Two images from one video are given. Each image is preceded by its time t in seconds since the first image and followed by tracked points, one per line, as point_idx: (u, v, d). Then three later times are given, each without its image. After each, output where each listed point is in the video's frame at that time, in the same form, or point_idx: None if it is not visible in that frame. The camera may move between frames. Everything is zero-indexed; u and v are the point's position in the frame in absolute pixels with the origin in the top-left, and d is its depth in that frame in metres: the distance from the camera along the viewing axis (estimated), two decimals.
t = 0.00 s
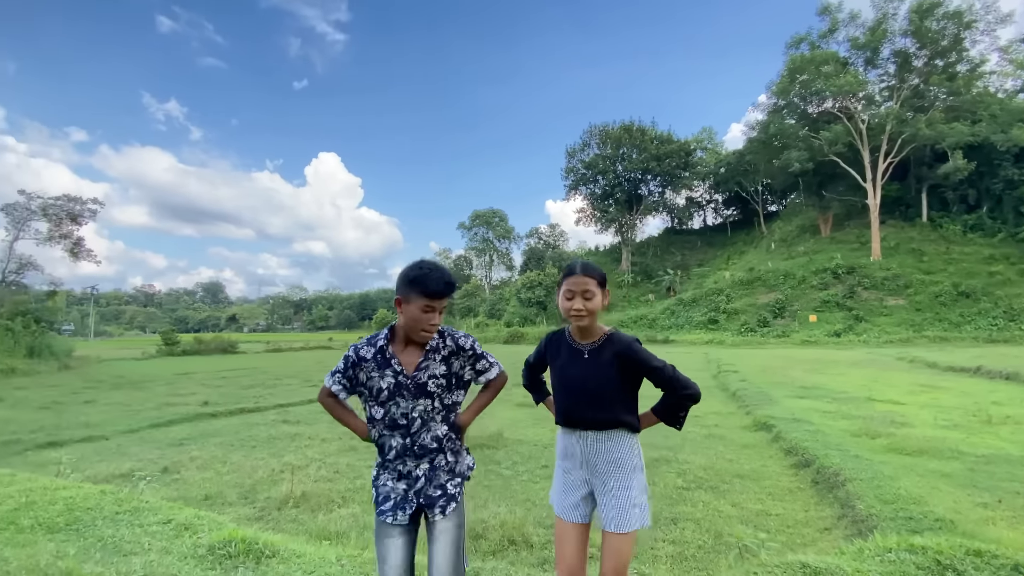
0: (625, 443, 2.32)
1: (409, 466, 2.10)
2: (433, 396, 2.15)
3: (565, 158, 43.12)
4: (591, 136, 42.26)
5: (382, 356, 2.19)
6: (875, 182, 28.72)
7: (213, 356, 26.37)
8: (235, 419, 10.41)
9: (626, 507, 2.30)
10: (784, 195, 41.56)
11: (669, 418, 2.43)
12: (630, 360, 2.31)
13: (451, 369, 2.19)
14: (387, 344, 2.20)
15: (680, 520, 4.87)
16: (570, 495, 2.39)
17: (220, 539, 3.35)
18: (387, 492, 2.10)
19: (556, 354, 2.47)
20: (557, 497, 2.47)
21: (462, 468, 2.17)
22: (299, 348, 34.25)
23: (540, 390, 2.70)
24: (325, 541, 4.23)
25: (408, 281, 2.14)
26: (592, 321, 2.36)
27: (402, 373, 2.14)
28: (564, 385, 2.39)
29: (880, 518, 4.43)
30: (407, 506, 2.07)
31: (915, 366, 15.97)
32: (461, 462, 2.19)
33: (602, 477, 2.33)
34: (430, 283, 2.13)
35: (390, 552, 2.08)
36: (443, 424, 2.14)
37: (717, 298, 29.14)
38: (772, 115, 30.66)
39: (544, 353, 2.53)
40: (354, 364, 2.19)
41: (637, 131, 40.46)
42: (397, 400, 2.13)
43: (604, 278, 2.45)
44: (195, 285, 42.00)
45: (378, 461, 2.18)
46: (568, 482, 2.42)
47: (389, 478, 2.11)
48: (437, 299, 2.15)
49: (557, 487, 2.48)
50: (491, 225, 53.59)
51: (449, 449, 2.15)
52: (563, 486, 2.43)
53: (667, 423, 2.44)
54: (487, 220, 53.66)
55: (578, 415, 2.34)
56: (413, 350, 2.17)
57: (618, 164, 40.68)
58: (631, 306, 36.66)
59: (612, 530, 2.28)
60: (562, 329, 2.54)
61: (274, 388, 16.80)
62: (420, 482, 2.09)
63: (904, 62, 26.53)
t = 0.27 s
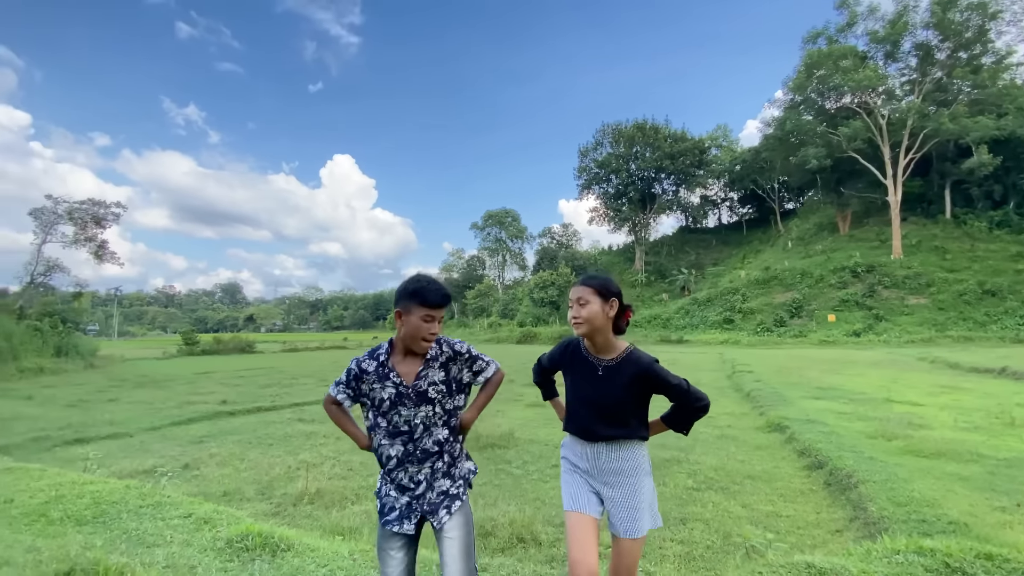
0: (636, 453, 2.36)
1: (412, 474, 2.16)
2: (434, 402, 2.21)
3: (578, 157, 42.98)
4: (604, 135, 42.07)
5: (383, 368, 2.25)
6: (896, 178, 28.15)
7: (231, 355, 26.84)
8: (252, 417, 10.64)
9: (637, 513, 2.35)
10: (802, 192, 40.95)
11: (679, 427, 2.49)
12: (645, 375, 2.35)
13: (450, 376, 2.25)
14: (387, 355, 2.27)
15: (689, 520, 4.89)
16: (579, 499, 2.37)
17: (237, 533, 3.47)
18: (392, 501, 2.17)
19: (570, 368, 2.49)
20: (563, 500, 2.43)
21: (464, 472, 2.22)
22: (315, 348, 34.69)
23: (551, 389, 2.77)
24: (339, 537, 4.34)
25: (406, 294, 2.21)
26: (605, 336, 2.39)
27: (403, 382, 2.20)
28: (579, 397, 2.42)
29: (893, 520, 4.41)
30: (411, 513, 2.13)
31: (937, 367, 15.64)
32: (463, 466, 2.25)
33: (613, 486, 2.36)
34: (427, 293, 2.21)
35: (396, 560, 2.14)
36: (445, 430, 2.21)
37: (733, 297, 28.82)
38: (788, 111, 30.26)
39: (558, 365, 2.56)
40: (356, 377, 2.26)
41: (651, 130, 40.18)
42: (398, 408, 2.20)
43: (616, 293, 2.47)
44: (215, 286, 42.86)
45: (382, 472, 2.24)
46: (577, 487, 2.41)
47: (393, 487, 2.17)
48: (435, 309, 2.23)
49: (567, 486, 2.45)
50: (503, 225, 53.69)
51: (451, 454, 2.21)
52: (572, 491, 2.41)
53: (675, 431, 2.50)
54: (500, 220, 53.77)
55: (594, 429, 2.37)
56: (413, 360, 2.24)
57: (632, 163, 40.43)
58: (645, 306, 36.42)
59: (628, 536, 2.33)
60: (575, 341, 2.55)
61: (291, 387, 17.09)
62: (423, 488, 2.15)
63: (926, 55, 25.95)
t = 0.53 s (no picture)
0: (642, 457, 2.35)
1: (418, 479, 2.17)
2: (438, 407, 2.22)
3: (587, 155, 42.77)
4: (614, 133, 41.83)
5: (386, 374, 2.26)
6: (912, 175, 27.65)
7: (244, 354, 27.14)
8: (264, 415, 10.76)
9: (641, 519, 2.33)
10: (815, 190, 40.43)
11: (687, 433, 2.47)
12: (658, 374, 2.33)
13: (453, 381, 2.26)
14: (389, 362, 2.27)
15: (698, 521, 4.85)
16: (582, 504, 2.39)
17: (248, 530, 3.52)
18: (399, 507, 2.16)
19: (580, 365, 2.47)
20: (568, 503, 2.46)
21: (470, 477, 2.23)
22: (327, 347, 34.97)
23: (553, 393, 2.75)
24: (348, 535, 4.38)
25: (407, 300, 2.23)
26: (618, 334, 2.38)
27: (407, 387, 2.21)
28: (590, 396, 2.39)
29: (907, 523, 4.35)
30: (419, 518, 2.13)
31: (955, 367, 15.36)
32: (469, 470, 2.26)
33: (617, 491, 2.35)
34: (427, 299, 2.22)
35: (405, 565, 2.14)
36: (449, 434, 2.22)
37: (745, 296, 28.54)
38: (802, 108, 29.87)
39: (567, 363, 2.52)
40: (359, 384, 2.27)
41: (661, 127, 39.89)
42: (403, 413, 2.21)
43: (630, 292, 2.47)
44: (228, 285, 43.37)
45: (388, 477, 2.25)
46: (581, 491, 2.43)
47: (400, 492, 2.18)
48: (435, 314, 2.24)
49: (570, 492, 2.47)
50: (513, 224, 53.68)
51: (457, 457, 2.22)
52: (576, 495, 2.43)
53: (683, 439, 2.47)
54: (509, 219, 53.76)
55: (605, 427, 2.34)
56: (415, 365, 2.25)
57: (642, 161, 40.14)
58: (655, 305, 36.20)
59: (632, 540, 2.32)
60: (585, 340, 2.54)
61: (302, 386, 17.26)
62: (430, 493, 2.15)
63: (944, 49, 25.46)
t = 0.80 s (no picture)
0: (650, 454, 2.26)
1: (415, 473, 2.10)
2: (437, 400, 2.15)
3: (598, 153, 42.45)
4: (625, 130, 41.47)
5: (384, 364, 2.20)
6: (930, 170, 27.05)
7: (255, 351, 27.36)
8: (273, 412, 10.80)
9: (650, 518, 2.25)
10: (830, 186, 39.79)
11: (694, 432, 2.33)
12: (658, 367, 2.22)
13: (453, 373, 2.19)
14: (388, 351, 2.22)
15: (708, 522, 4.75)
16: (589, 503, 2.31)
17: (250, 527, 3.49)
18: (395, 503, 2.09)
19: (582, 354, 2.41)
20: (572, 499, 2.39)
21: (470, 472, 2.16)
22: (337, 345, 35.16)
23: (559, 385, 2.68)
24: (352, 533, 4.34)
25: (405, 288, 2.16)
26: (621, 322, 2.29)
27: (404, 378, 2.14)
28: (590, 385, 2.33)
29: (925, 527, 4.21)
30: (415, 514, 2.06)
31: (974, 366, 14.99)
32: (468, 465, 2.18)
33: (625, 488, 2.26)
34: (427, 287, 2.16)
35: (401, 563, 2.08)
36: (448, 428, 2.14)
37: (757, 294, 28.16)
38: (816, 103, 29.37)
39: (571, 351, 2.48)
40: (357, 373, 2.22)
41: (672, 124, 39.47)
42: (400, 405, 2.14)
43: (637, 281, 2.38)
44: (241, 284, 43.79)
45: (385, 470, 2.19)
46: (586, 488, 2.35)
47: (396, 486, 2.11)
48: (435, 304, 2.18)
49: (574, 484, 2.40)
50: (523, 223, 53.55)
51: (455, 452, 2.15)
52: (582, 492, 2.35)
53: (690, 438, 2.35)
54: (519, 217, 53.64)
55: (603, 417, 2.27)
56: (414, 355, 2.18)
57: (653, 158, 39.74)
58: (666, 303, 35.89)
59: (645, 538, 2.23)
60: (590, 330, 2.48)
61: (312, 383, 17.34)
62: (426, 488, 2.08)
63: (962, 42, 24.89)
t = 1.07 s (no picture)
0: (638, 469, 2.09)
1: (392, 500, 1.96)
2: (419, 424, 2.00)
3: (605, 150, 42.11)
4: (633, 127, 41.09)
5: (362, 382, 2.06)
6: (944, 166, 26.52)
7: (263, 349, 27.44)
8: (277, 411, 10.74)
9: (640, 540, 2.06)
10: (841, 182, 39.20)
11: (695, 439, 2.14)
12: (648, 368, 2.07)
13: (438, 394, 2.03)
14: (367, 368, 2.07)
15: (715, 529, 4.58)
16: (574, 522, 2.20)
17: (239, 533, 3.36)
18: (372, 528, 1.96)
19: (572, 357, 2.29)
20: (560, 521, 2.27)
21: (452, 499, 2.01)
22: (345, 343, 35.21)
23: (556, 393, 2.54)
24: (347, 538, 4.22)
25: (387, 300, 2.01)
26: (611, 322, 2.14)
27: (383, 400, 2.00)
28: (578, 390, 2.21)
29: (944, 536, 4.01)
30: (391, 543, 1.92)
31: (990, 365, 14.63)
32: (451, 491, 2.04)
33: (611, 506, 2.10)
34: (410, 302, 2.00)
35: None
36: (430, 453, 1.99)
37: (767, 292, 27.77)
38: (827, 98, 28.90)
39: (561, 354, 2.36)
40: (335, 390, 2.08)
41: (681, 121, 39.05)
42: (378, 428, 2.00)
43: (629, 276, 2.21)
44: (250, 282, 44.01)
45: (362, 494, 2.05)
46: (572, 508, 2.23)
47: (372, 512, 1.97)
48: (420, 319, 2.02)
49: (563, 507, 2.27)
50: (530, 221, 53.34)
51: (438, 477, 2.00)
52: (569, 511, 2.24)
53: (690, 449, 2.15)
54: (526, 215, 53.45)
55: (589, 424, 2.14)
56: (394, 374, 2.03)
57: (661, 155, 39.33)
58: (674, 302, 35.56)
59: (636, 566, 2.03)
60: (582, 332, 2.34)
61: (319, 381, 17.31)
62: (403, 516, 1.93)
63: (974, 37, 24.37)
